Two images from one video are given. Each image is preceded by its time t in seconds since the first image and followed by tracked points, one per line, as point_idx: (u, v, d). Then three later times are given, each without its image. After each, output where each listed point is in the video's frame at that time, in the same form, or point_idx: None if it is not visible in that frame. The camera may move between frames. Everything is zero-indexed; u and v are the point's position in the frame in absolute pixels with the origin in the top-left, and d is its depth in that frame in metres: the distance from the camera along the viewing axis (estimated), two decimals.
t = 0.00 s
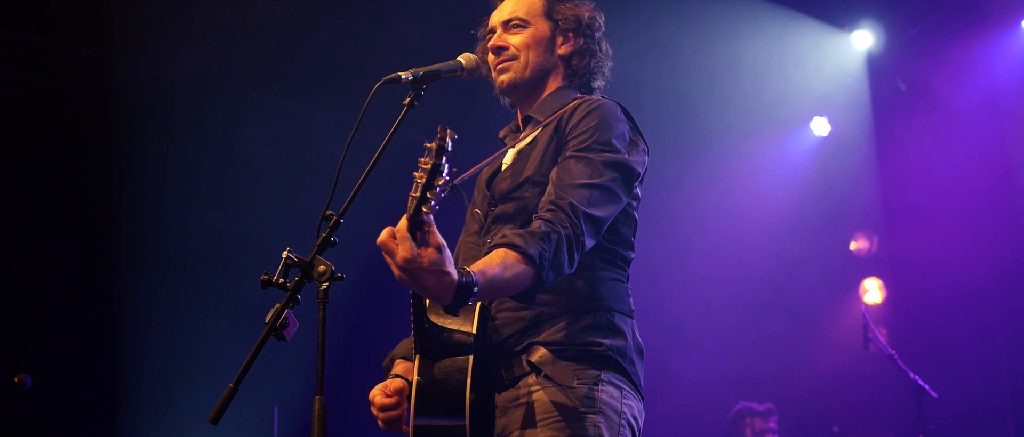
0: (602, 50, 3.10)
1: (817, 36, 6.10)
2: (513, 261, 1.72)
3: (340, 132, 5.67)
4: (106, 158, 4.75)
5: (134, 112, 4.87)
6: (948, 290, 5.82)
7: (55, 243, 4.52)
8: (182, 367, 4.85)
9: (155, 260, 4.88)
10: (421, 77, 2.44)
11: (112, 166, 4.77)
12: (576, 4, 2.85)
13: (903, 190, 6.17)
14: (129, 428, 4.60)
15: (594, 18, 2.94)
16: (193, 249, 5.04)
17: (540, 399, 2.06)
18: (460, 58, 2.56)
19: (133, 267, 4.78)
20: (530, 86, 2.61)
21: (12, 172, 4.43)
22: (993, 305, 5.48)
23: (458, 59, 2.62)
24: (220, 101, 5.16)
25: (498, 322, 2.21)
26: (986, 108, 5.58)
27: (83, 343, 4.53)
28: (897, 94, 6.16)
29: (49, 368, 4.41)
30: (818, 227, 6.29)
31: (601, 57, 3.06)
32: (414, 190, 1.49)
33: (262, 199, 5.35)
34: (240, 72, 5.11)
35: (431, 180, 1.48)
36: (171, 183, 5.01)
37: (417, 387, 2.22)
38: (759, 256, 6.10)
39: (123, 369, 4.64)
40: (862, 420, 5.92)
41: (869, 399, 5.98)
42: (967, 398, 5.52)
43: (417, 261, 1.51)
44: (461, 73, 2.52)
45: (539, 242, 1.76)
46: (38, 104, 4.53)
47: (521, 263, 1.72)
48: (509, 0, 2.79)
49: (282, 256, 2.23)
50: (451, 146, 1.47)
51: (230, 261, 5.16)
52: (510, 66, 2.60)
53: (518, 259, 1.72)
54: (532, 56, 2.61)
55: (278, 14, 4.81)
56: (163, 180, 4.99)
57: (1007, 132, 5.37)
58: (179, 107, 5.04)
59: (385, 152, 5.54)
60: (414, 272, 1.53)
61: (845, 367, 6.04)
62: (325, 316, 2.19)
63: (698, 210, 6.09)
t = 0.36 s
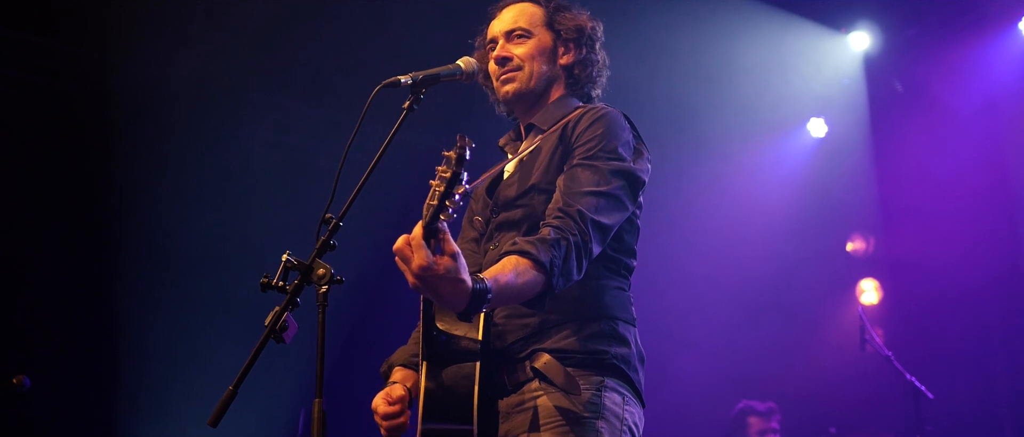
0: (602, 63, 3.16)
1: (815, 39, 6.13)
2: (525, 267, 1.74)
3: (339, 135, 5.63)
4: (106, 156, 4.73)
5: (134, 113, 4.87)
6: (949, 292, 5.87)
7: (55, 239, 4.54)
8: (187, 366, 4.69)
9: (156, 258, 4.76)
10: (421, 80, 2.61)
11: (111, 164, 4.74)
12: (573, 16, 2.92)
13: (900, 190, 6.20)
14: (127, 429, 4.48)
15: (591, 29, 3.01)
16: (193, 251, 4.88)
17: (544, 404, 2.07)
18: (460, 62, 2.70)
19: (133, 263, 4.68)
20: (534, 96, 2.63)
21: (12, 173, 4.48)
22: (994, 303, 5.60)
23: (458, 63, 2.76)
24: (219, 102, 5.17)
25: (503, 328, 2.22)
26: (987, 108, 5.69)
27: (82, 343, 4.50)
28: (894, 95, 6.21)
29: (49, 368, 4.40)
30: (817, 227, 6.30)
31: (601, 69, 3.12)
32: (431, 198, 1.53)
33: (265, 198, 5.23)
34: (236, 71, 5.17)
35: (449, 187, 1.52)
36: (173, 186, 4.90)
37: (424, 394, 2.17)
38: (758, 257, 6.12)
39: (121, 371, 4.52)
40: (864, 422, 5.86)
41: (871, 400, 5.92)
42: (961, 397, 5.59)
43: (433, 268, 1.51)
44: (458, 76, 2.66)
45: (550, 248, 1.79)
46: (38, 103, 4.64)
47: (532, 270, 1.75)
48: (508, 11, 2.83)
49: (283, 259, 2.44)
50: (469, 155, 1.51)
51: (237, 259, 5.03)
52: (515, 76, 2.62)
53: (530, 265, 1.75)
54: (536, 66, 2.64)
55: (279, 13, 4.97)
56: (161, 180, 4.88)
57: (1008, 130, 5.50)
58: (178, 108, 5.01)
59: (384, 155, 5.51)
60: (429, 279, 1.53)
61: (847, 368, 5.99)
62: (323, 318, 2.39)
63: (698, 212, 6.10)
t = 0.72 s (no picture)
0: (597, 67, 3.14)
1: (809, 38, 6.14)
2: (532, 264, 1.75)
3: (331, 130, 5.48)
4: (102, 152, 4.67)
5: (133, 108, 4.83)
6: (945, 288, 5.97)
7: (56, 239, 4.48)
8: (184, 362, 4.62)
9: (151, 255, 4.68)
10: (414, 76, 2.58)
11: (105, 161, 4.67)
12: (569, 19, 2.88)
13: (894, 189, 6.27)
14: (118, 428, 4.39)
15: (586, 33, 2.98)
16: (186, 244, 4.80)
17: (544, 403, 2.05)
18: (453, 57, 2.68)
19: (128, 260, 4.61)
20: (532, 101, 2.61)
21: (12, 174, 4.42)
22: (987, 302, 5.75)
23: (450, 59, 2.72)
24: (212, 95, 5.09)
25: (501, 327, 2.19)
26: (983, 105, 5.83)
27: (85, 343, 4.43)
28: (888, 93, 6.24)
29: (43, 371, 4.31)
30: (812, 226, 6.28)
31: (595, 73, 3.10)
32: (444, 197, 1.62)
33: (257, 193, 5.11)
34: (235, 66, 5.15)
35: (463, 183, 1.61)
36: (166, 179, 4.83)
37: (427, 393, 2.15)
38: (754, 255, 6.12)
39: (116, 371, 4.44)
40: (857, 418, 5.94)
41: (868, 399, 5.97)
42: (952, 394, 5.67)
43: (444, 264, 1.56)
44: (450, 72, 2.64)
45: (556, 246, 1.80)
46: (38, 102, 4.58)
47: (539, 266, 1.76)
48: (504, 15, 2.80)
49: (274, 255, 2.43)
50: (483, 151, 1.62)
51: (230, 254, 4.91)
52: (514, 81, 2.60)
53: (536, 262, 1.76)
54: (534, 72, 2.63)
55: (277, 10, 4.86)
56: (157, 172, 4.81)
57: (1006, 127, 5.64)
58: (171, 102, 4.93)
59: (377, 150, 5.41)
60: (439, 275, 1.57)
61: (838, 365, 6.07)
62: (315, 315, 2.37)
63: (694, 210, 6.09)
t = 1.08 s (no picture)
0: (591, 77, 3.14)
1: (801, 40, 6.18)
2: (533, 282, 1.80)
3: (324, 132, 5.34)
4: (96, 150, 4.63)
5: (126, 106, 4.78)
6: (940, 290, 5.98)
7: (56, 238, 4.44)
8: (178, 364, 4.51)
9: (142, 253, 4.60)
10: (406, 78, 2.57)
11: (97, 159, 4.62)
12: (561, 28, 2.89)
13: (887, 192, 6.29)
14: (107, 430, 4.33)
15: (579, 41, 2.98)
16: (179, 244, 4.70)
17: (539, 407, 2.04)
18: (445, 61, 2.68)
19: (122, 256, 4.55)
20: (525, 108, 2.60)
21: (12, 174, 4.37)
22: (978, 306, 5.75)
23: (442, 62, 2.71)
24: (205, 94, 5.01)
25: (497, 331, 2.18)
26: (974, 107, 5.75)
27: (84, 343, 4.38)
28: (880, 97, 6.28)
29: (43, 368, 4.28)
30: (802, 228, 6.35)
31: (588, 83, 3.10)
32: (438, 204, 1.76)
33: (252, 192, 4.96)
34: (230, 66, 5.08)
35: (455, 187, 1.75)
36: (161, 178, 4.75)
37: (421, 396, 2.12)
38: (750, 256, 6.16)
39: (106, 371, 4.38)
40: (851, 420, 5.91)
41: (860, 401, 5.95)
42: (943, 395, 5.70)
43: (439, 286, 1.58)
44: (443, 75, 2.63)
45: (557, 264, 1.84)
46: (38, 102, 4.56)
47: (540, 284, 1.80)
48: (497, 23, 2.80)
49: (266, 257, 2.42)
50: (475, 152, 1.66)
51: (220, 257, 4.79)
52: (507, 88, 2.59)
53: (537, 279, 1.81)
54: (528, 79, 2.62)
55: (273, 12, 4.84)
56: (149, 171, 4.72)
57: (994, 132, 5.53)
58: (167, 99, 4.87)
59: (369, 150, 5.40)
60: (434, 297, 1.60)
61: (831, 368, 6.07)
62: (306, 317, 2.36)
63: (687, 212, 6.11)
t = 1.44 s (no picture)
0: (587, 83, 3.16)
1: (792, 41, 6.30)
2: (527, 289, 1.84)
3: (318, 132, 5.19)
4: (95, 151, 4.69)
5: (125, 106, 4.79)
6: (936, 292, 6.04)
7: (55, 238, 4.59)
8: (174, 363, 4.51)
9: (140, 253, 4.60)
10: (404, 81, 2.60)
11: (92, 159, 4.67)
12: (558, 33, 2.92)
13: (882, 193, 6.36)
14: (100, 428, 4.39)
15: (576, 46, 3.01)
16: (176, 244, 4.69)
17: (535, 410, 2.07)
18: (443, 63, 2.71)
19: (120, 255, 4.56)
20: (520, 112, 2.63)
21: (12, 174, 4.55)
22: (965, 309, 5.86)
23: (439, 64, 2.75)
24: (205, 94, 4.95)
25: (494, 335, 2.20)
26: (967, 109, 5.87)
27: (83, 342, 4.48)
28: (874, 98, 6.34)
29: (43, 368, 4.45)
30: (798, 229, 6.35)
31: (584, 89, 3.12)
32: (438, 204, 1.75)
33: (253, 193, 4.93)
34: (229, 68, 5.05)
35: (457, 191, 1.75)
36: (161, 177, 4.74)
37: (421, 398, 2.17)
38: (747, 257, 6.20)
39: (106, 371, 4.43)
40: (847, 421, 5.91)
41: (853, 401, 5.97)
42: (938, 396, 5.74)
43: (438, 293, 1.64)
44: (440, 77, 2.66)
45: (551, 269, 1.88)
46: (37, 102, 4.74)
47: (535, 291, 1.84)
48: (494, 27, 2.84)
49: (264, 258, 2.45)
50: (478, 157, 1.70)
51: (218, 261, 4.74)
52: (502, 91, 2.63)
53: (532, 286, 1.85)
54: (523, 83, 2.66)
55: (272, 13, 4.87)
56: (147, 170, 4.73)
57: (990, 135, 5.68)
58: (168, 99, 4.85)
59: (367, 152, 5.42)
60: (433, 304, 1.66)
61: (828, 371, 6.08)
62: (304, 318, 2.38)
63: (687, 212, 6.12)
